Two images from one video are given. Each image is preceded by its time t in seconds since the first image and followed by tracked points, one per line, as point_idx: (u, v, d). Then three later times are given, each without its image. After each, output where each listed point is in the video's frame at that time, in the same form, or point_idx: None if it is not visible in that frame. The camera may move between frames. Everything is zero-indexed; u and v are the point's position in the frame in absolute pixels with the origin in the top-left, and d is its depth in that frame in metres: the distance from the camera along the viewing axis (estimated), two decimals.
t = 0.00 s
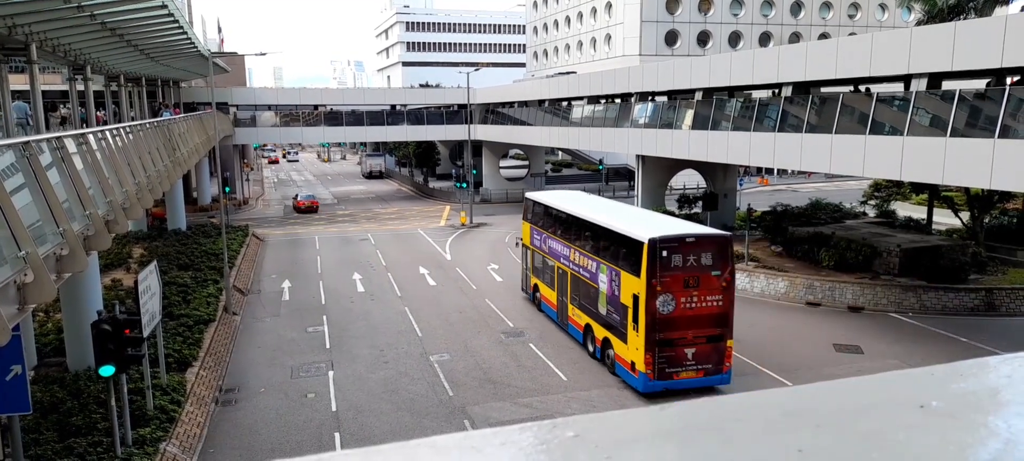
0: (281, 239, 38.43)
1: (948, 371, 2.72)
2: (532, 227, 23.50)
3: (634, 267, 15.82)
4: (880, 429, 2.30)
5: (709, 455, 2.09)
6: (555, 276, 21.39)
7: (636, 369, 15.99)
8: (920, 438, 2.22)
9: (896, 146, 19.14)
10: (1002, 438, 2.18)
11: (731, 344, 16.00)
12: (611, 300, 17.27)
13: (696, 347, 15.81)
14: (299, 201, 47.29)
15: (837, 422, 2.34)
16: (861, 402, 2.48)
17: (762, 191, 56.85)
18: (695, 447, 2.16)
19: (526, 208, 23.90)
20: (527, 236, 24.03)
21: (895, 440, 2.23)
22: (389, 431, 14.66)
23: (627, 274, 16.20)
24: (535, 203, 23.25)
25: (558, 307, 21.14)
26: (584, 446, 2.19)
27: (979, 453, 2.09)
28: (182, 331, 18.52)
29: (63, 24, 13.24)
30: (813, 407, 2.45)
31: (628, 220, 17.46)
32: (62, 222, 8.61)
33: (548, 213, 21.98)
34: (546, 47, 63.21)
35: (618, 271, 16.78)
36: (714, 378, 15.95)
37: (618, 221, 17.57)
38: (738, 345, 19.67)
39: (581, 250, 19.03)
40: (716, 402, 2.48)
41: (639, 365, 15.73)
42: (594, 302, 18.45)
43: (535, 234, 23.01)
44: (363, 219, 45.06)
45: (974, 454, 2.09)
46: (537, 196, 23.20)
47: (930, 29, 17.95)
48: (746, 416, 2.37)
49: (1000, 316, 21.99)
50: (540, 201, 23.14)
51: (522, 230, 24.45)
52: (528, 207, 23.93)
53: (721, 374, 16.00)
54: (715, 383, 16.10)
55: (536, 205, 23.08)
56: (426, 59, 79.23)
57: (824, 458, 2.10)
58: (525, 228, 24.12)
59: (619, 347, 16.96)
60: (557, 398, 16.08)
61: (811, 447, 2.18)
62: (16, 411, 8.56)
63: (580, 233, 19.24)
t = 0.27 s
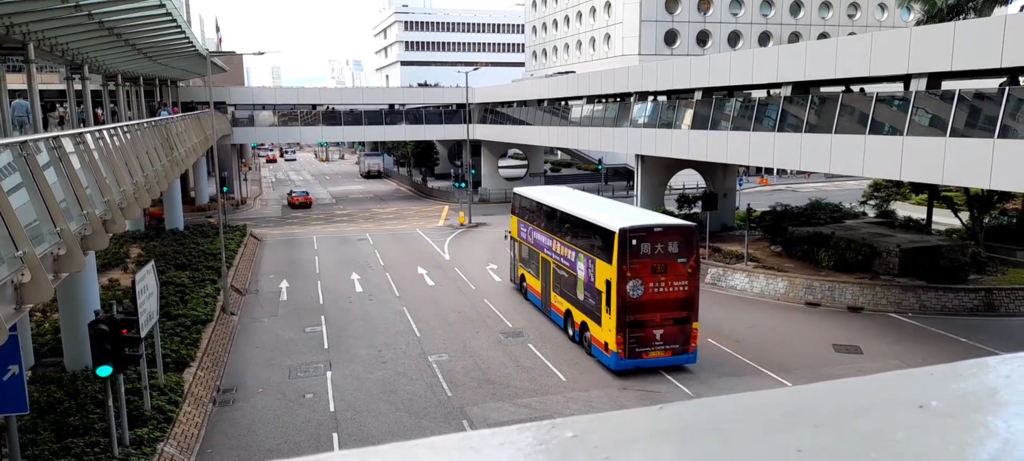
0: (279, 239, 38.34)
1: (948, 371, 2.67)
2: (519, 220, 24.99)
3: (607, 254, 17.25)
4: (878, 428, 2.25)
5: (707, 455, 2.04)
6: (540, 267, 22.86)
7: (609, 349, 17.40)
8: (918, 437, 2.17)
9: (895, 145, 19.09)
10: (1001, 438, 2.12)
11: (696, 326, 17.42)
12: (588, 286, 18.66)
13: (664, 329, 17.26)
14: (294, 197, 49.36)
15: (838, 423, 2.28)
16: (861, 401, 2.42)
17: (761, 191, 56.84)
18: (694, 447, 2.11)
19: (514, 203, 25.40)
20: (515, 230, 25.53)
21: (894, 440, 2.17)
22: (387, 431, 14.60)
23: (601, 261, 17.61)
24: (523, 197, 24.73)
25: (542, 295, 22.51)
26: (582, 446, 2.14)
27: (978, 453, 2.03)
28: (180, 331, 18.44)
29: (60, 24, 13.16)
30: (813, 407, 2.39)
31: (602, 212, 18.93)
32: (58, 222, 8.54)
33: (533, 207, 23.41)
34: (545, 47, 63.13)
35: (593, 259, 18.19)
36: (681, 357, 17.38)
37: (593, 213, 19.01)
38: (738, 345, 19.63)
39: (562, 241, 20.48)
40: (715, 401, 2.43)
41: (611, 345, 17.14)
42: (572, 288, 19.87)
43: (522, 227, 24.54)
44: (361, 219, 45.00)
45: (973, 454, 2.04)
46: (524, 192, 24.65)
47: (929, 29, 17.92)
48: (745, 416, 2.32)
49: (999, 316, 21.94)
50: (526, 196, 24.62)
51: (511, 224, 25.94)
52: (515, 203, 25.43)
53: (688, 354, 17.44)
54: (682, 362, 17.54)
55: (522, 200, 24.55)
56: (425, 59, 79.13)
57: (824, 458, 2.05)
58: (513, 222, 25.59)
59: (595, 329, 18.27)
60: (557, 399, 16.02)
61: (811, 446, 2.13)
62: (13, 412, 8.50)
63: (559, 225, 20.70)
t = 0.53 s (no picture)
0: (280, 239, 38.37)
1: (948, 371, 2.67)
2: (510, 215, 26.61)
3: (586, 244, 18.77)
4: (878, 428, 2.25)
5: (707, 455, 2.04)
6: (528, 258, 24.43)
7: (588, 332, 18.90)
8: (919, 438, 2.17)
9: (896, 145, 19.08)
10: (1001, 438, 2.12)
11: (668, 311, 18.94)
12: (569, 274, 20.19)
13: (638, 314, 18.79)
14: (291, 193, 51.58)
15: (838, 422, 2.28)
16: (862, 402, 2.42)
17: (762, 191, 56.83)
18: (695, 447, 2.11)
19: (507, 198, 27.03)
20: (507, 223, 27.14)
21: (895, 440, 2.17)
22: (387, 432, 14.60)
23: (581, 251, 19.11)
24: (514, 193, 26.33)
25: (530, 284, 24.04)
26: (582, 446, 2.14)
27: (978, 453, 2.03)
28: (181, 332, 18.45)
29: (61, 24, 13.18)
30: (813, 406, 2.39)
31: (583, 205, 20.44)
32: (60, 223, 8.56)
33: (523, 202, 24.93)
34: (546, 47, 63.13)
35: (574, 249, 19.69)
36: (653, 340, 18.90)
37: (574, 206, 20.52)
38: (740, 345, 19.62)
39: (547, 233, 22.01)
40: (715, 400, 2.43)
41: (588, 328, 18.65)
42: (556, 277, 21.40)
43: (513, 221, 26.16)
44: (362, 220, 45.03)
45: (974, 454, 2.03)
46: (514, 187, 26.24)
47: (930, 29, 17.91)
48: (745, 415, 2.32)
49: (1000, 317, 21.91)
50: (517, 191, 26.22)
51: (504, 218, 27.60)
52: (507, 198, 27.03)
53: (660, 337, 18.97)
54: (655, 344, 19.05)
55: (514, 195, 26.16)
56: (426, 59, 79.17)
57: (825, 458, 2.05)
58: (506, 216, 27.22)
59: (575, 314, 19.76)
60: (557, 399, 16.03)
61: (810, 447, 2.13)
62: (14, 412, 8.52)
63: (545, 218, 22.26)
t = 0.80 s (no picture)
0: (281, 240, 38.39)
1: (947, 371, 2.67)
2: (503, 209, 28.22)
3: (567, 236, 20.28)
4: (880, 429, 2.25)
5: (707, 456, 2.04)
6: (518, 249, 26.04)
7: (568, 317, 20.43)
8: (919, 438, 2.17)
9: (897, 146, 19.08)
10: (1001, 438, 2.12)
11: (644, 298, 20.50)
12: (553, 264, 21.75)
13: (616, 300, 20.35)
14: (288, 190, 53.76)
15: (837, 422, 2.29)
16: (862, 402, 2.42)
17: (762, 192, 56.85)
18: (696, 449, 2.11)
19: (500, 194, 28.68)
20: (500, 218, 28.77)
21: (896, 440, 2.17)
22: (388, 433, 14.59)
23: (563, 243, 20.62)
24: (506, 189, 27.97)
25: (521, 274, 25.47)
26: (582, 448, 2.14)
27: (979, 454, 2.03)
28: (181, 333, 18.46)
29: (62, 26, 13.18)
30: (811, 406, 2.40)
31: (566, 199, 21.98)
32: (60, 224, 8.56)
33: (514, 196, 26.35)
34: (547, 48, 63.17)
35: (557, 241, 21.23)
36: (629, 325, 20.48)
37: (558, 200, 22.06)
38: (741, 346, 19.63)
39: (535, 226, 23.55)
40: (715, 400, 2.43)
41: (569, 314, 20.19)
42: (542, 267, 22.95)
43: (506, 215, 27.77)
44: (362, 221, 45.05)
45: (974, 455, 2.04)
46: (506, 183, 27.88)
47: (930, 29, 17.90)
48: (746, 415, 2.32)
49: (1001, 317, 21.90)
50: (509, 187, 27.86)
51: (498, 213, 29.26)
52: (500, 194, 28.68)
53: (636, 322, 20.54)
54: (631, 329, 20.62)
55: (506, 190, 27.80)
56: (426, 61, 79.21)
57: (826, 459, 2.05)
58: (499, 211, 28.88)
59: (558, 301, 21.31)
60: (558, 400, 16.03)
61: (811, 447, 2.13)
62: (15, 414, 8.52)
63: (532, 212, 23.83)
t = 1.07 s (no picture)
0: (279, 241, 38.37)
1: (947, 372, 2.67)
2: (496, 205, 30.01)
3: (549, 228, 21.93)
4: (879, 429, 2.25)
5: (706, 456, 2.05)
6: (509, 243, 27.76)
7: (550, 303, 22.07)
8: (918, 439, 2.17)
9: (895, 146, 19.10)
10: (1000, 439, 2.12)
11: (620, 286, 22.14)
12: (537, 255, 23.41)
13: (594, 288, 21.97)
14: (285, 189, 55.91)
15: (835, 423, 2.29)
16: (860, 403, 2.42)
17: (761, 193, 56.90)
18: (695, 449, 2.11)
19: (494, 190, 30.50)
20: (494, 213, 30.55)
21: (895, 440, 2.18)
22: (387, 434, 14.58)
23: (545, 234, 22.28)
24: (499, 185, 29.76)
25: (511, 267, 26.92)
26: (581, 448, 2.14)
27: (978, 454, 2.03)
28: (180, 333, 18.45)
29: (60, 26, 13.18)
30: (810, 406, 2.40)
31: (550, 195, 23.67)
32: (58, 224, 8.55)
33: (505, 193, 27.94)
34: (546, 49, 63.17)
35: (540, 233, 22.90)
36: (606, 311, 22.13)
37: (542, 195, 23.75)
38: (740, 346, 19.64)
39: (522, 219, 25.23)
40: (714, 401, 2.43)
41: (551, 300, 21.83)
42: (528, 258, 24.63)
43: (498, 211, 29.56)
44: (361, 221, 45.03)
45: (973, 455, 2.04)
46: (499, 181, 29.68)
47: (929, 30, 17.93)
48: (745, 416, 2.32)
49: (1000, 317, 21.92)
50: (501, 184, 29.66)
51: (492, 209, 31.07)
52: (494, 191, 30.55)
53: (613, 308, 22.19)
54: (608, 315, 22.25)
55: (499, 187, 29.58)
56: (425, 61, 79.18)
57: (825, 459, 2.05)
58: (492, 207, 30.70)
59: (541, 289, 22.98)
60: (557, 400, 16.03)
61: (811, 447, 2.13)
62: (13, 415, 8.52)
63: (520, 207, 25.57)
